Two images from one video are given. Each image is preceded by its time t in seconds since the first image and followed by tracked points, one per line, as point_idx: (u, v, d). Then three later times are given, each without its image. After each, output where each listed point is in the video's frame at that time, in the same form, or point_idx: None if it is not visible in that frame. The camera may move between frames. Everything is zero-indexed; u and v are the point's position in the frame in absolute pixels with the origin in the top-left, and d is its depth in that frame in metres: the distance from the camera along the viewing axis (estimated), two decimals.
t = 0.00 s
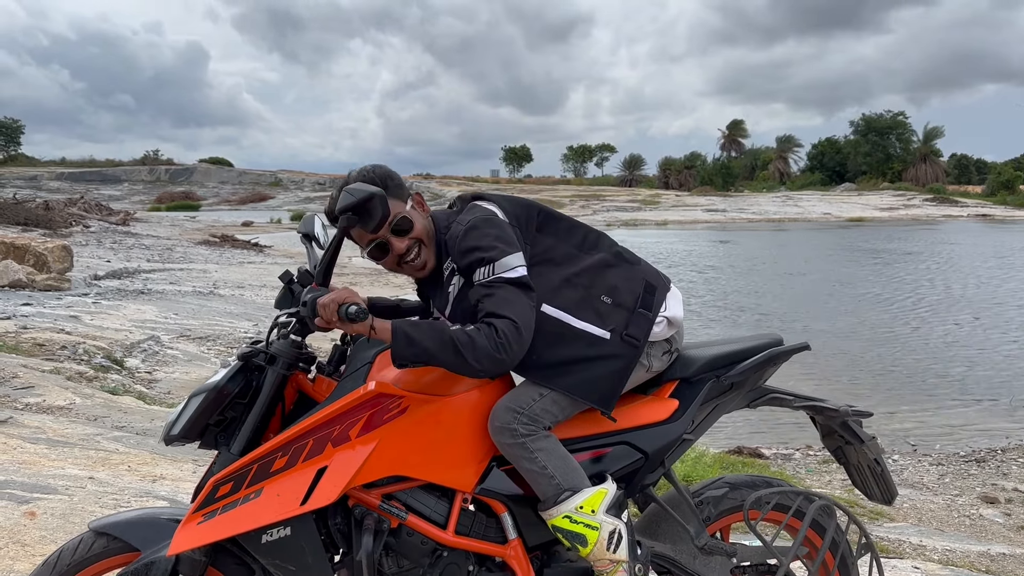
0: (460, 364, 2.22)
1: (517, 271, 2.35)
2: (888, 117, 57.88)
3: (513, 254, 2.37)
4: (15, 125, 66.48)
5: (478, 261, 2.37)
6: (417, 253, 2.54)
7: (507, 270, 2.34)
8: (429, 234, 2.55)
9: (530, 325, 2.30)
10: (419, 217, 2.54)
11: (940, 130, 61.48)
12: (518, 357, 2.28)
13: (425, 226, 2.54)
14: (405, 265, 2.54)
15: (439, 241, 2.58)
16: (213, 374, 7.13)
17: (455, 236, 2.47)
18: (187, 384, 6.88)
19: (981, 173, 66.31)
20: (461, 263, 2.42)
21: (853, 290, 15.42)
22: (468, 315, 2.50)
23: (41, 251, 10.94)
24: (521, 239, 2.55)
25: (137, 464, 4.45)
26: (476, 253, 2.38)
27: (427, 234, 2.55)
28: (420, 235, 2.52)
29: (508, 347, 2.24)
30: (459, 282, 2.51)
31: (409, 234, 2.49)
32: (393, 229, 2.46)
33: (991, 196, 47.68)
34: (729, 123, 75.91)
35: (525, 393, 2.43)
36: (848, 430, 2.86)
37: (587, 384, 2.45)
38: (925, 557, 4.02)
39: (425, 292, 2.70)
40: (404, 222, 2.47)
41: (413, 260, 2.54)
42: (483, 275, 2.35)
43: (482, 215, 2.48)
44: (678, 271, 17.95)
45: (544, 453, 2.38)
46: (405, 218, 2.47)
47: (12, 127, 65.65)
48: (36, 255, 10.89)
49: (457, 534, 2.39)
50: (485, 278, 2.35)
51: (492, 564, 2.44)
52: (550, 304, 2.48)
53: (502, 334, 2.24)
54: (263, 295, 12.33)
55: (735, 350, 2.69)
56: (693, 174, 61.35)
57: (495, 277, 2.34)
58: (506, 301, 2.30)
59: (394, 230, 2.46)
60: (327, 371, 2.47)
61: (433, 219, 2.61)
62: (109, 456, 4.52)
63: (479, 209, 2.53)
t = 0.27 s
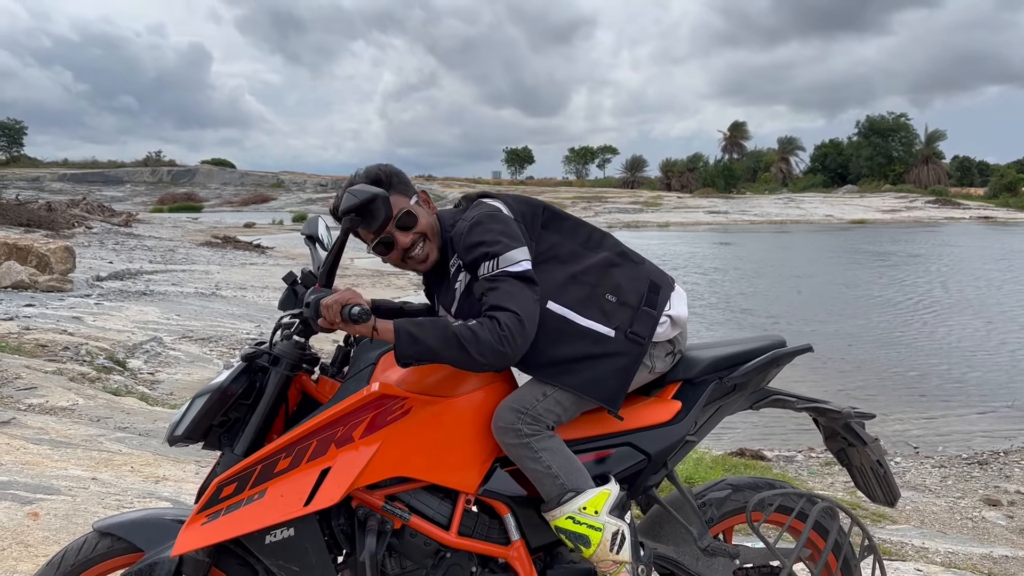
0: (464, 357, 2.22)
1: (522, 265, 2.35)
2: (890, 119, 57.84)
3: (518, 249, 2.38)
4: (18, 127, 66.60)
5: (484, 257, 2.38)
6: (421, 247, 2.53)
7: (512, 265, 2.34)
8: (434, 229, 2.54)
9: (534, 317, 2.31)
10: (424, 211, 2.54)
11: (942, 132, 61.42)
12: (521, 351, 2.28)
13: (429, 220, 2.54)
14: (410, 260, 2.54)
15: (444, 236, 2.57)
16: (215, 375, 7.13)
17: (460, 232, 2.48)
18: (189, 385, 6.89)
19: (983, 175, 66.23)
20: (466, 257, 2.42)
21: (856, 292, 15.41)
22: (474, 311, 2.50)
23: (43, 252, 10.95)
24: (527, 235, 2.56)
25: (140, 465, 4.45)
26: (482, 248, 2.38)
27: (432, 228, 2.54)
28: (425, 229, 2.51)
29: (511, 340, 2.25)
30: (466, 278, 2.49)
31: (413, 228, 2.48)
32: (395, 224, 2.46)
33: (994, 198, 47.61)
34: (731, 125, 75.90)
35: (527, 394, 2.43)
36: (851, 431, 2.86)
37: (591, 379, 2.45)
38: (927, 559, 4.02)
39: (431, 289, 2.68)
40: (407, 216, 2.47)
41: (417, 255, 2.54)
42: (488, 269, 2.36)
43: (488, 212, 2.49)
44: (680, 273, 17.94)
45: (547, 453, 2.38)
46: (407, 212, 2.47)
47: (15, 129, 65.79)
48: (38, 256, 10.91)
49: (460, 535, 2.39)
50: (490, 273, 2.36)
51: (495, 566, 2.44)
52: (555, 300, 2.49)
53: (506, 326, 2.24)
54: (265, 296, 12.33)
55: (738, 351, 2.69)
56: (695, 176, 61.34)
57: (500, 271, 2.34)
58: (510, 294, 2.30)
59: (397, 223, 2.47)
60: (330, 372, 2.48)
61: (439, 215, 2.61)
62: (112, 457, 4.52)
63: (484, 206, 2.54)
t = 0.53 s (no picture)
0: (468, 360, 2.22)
1: (527, 269, 2.36)
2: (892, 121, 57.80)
3: (523, 252, 2.38)
4: (19, 128, 66.69)
5: (490, 260, 2.38)
6: (428, 246, 2.56)
7: (517, 268, 2.35)
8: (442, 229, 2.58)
9: (537, 322, 2.31)
10: (433, 211, 2.58)
11: (944, 134, 61.37)
12: (525, 353, 2.28)
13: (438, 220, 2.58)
14: (416, 258, 2.57)
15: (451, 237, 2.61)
16: (217, 376, 7.14)
17: (467, 233, 2.49)
18: (191, 386, 6.90)
19: (985, 177, 66.16)
20: (471, 258, 2.43)
21: (857, 294, 15.39)
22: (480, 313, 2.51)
23: (45, 253, 10.97)
24: (533, 237, 2.56)
25: (142, 466, 4.46)
26: (487, 251, 2.39)
27: (441, 227, 2.58)
28: (433, 229, 2.55)
29: (514, 344, 2.25)
30: (471, 279, 2.51)
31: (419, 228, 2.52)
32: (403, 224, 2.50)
33: (995, 200, 47.57)
34: (733, 127, 75.88)
35: (531, 397, 2.44)
36: (854, 434, 2.86)
37: (595, 382, 2.46)
38: (929, 562, 4.02)
39: (437, 287, 2.72)
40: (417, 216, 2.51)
41: (424, 254, 2.57)
42: (494, 271, 2.36)
43: (494, 213, 2.50)
44: (682, 275, 17.93)
45: (549, 456, 2.39)
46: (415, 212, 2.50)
47: (17, 130, 65.88)
48: (41, 257, 10.93)
49: (463, 538, 2.39)
50: (495, 275, 2.36)
51: (498, 568, 2.44)
52: (560, 302, 2.50)
53: (509, 329, 2.25)
54: (266, 298, 12.35)
55: (741, 354, 2.69)
56: (697, 178, 61.33)
57: (505, 274, 2.35)
58: (516, 297, 2.31)
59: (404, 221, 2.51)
60: (334, 375, 2.48)
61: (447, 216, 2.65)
62: (114, 458, 4.53)
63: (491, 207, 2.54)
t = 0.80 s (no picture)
0: (465, 319, 2.23)
1: (535, 233, 2.37)
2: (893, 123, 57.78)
3: (534, 216, 2.40)
4: (20, 129, 66.79)
5: (501, 221, 2.40)
6: (451, 207, 2.58)
7: (525, 231, 2.37)
8: (470, 192, 2.58)
9: (538, 290, 2.31)
10: (468, 172, 2.58)
11: (945, 136, 61.38)
12: (523, 321, 2.28)
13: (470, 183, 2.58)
14: (437, 212, 2.60)
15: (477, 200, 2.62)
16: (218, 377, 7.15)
17: (485, 190, 2.50)
18: (192, 387, 6.91)
19: (986, 179, 66.13)
20: (484, 216, 2.45)
21: (858, 296, 15.39)
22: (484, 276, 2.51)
23: (47, 255, 10.99)
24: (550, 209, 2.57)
25: (143, 467, 4.47)
26: (499, 210, 2.41)
27: (469, 190, 2.58)
28: (462, 191, 2.56)
29: (513, 310, 2.25)
30: (481, 240, 2.50)
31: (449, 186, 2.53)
32: (439, 177, 2.51)
33: (996, 202, 47.53)
34: (734, 129, 75.90)
35: (530, 401, 2.44)
36: (855, 437, 2.86)
37: (586, 368, 2.48)
38: (929, 563, 4.02)
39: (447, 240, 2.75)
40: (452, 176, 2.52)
41: (446, 211, 2.59)
42: (501, 232, 2.38)
43: (513, 177, 2.51)
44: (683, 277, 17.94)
45: (548, 461, 2.39)
46: (454, 172, 2.52)
47: (18, 131, 65.98)
48: (42, 258, 10.95)
49: (464, 540, 2.39)
50: (502, 236, 2.38)
51: (498, 569, 2.45)
52: (564, 283, 2.51)
53: (508, 296, 2.25)
54: (267, 299, 12.36)
55: (742, 356, 2.70)
56: (698, 180, 61.34)
57: (511, 237, 2.36)
58: (519, 260, 2.32)
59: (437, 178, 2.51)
60: (334, 376, 2.48)
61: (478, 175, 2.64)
62: (115, 459, 4.54)
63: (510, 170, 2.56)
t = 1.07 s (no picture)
0: (491, 258, 2.31)
1: (598, 205, 2.42)
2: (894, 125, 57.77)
3: (605, 191, 2.44)
4: (21, 131, 66.88)
5: (575, 180, 2.45)
6: (540, 134, 2.65)
7: (591, 199, 2.41)
8: (567, 130, 2.66)
9: (568, 255, 2.37)
10: (573, 110, 2.66)
11: (945, 138, 61.38)
12: (542, 280, 2.34)
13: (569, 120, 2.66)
14: (527, 131, 2.67)
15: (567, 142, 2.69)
16: (218, 379, 7.14)
17: (577, 144, 2.56)
18: (192, 389, 6.90)
19: (986, 182, 66.10)
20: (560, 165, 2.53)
21: (859, 298, 15.38)
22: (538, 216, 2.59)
23: (47, 256, 10.99)
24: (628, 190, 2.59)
25: (143, 469, 4.47)
26: (578, 168, 2.46)
27: (566, 127, 2.66)
28: (560, 124, 2.64)
29: (535, 268, 2.32)
30: (552, 189, 2.55)
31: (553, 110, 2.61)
32: (549, 96, 2.62)
33: (997, 204, 47.50)
34: (734, 131, 75.92)
35: (530, 410, 2.45)
36: (858, 442, 2.85)
37: (596, 348, 2.52)
38: (930, 566, 4.01)
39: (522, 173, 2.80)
40: (560, 103, 2.61)
41: (534, 133, 2.66)
42: (564, 189, 2.45)
43: (609, 147, 2.54)
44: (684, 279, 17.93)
45: (547, 470, 2.39)
46: (564, 100, 2.61)
47: (19, 133, 66.05)
48: (43, 260, 10.95)
49: (466, 543, 2.39)
50: (567, 191, 2.44)
51: (500, 573, 2.45)
52: (607, 261, 2.53)
53: (535, 255, 2.32)
54: (268, 301, 12.37)
55: (746, 362, 2.69)
56: (698, 182, 61.35)
57: (573, 196, 2.42)
58: (560, 220, 2.37)
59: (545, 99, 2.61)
60: (337, 378, 2.47)
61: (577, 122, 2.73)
62: (115, 460, 4.53)
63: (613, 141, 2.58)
